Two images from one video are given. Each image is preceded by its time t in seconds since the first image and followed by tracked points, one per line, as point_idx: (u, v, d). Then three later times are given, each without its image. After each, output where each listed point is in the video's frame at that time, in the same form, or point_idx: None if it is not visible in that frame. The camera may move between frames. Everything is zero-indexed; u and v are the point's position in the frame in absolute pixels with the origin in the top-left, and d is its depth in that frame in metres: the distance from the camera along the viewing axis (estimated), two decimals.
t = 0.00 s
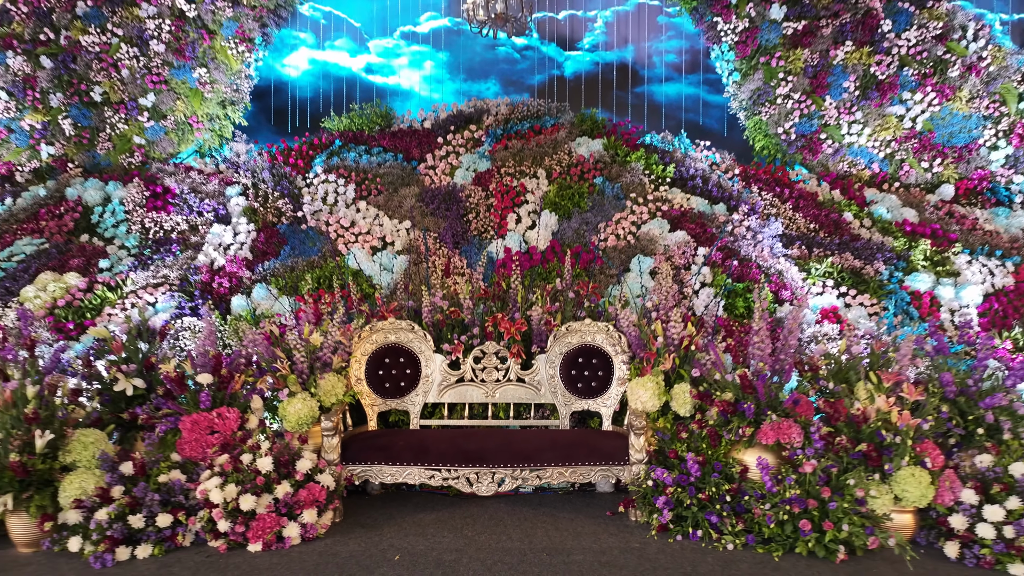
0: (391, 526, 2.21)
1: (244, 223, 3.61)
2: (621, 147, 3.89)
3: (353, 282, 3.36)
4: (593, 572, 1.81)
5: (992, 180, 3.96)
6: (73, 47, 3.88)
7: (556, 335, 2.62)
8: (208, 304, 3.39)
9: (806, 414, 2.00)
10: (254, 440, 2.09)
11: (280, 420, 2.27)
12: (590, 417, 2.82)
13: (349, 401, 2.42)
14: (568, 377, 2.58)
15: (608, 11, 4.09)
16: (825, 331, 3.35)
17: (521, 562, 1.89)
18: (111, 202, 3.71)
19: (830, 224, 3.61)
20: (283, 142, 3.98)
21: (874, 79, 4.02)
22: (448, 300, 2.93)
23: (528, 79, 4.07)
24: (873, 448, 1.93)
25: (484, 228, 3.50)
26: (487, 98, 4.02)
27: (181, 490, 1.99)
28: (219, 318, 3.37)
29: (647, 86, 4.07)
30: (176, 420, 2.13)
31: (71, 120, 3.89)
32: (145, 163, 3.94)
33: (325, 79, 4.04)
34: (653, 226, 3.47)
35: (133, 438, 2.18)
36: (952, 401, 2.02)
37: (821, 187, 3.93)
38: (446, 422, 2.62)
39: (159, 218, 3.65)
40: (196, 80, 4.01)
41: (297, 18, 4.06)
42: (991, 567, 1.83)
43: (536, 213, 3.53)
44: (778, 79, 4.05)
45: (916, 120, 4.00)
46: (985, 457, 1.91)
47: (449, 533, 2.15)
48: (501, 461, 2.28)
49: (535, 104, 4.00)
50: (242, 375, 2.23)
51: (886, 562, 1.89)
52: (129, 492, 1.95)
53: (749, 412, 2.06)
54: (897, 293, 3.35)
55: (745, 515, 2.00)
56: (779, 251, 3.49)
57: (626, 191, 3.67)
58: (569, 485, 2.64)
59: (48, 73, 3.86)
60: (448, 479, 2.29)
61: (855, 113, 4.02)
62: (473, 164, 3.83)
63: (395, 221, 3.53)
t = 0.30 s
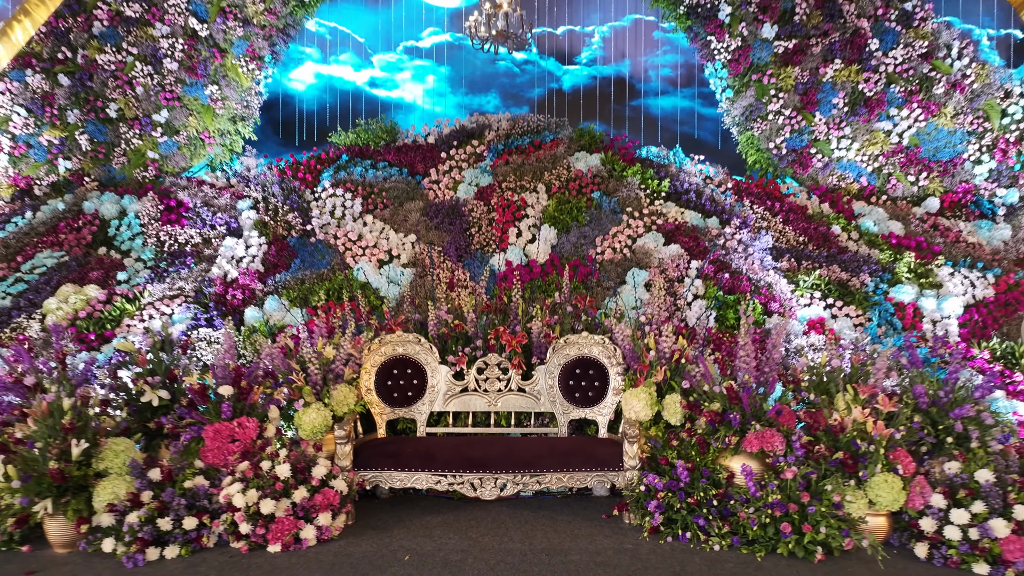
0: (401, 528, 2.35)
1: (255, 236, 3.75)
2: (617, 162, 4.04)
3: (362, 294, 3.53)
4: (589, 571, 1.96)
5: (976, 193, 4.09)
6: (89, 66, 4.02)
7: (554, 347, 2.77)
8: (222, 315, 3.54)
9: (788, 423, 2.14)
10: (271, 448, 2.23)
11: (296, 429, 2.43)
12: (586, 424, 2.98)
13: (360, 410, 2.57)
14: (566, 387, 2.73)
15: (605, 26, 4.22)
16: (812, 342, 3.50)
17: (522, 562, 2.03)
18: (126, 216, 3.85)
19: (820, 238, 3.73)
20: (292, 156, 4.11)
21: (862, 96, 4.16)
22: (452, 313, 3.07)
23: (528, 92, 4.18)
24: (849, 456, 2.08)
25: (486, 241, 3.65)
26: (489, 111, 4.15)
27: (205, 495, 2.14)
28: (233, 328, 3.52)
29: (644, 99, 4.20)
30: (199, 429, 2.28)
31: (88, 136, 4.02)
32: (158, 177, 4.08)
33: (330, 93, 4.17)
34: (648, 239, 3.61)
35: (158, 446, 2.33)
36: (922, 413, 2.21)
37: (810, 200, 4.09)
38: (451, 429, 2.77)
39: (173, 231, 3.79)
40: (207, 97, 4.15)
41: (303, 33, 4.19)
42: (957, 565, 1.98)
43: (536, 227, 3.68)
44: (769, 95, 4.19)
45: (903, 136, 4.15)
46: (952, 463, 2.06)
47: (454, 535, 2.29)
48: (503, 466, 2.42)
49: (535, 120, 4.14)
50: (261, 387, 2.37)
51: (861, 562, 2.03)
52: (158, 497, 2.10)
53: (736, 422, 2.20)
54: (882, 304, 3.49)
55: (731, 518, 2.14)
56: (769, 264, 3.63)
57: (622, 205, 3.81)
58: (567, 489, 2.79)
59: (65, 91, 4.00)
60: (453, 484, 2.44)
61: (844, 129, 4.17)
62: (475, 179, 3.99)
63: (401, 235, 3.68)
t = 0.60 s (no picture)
0: (410, 530, 2.51)
1: (267, 249, 3.91)
2: (615, 177, 4.19)
3: (370, 306, 3.68)
4: (586, 570, 2.11)
5: (960, 206, 4.22)
6: (106, 83, 4.15)
7: (554, 358, 2.92)
8: (237, 326, 3.70)
9: (772, 432, 2.30)
10: (290, 455, 2.39)
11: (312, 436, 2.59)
12: (585, 431, 3.13)
13: (371, 419, 2.72)
14: (565, 397, 2.89)
15: (603, 41, 4.39)
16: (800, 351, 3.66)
17: (524, 562, 2.19)
18: (143, 229, 4.00)
19: (809, 250, 3.88)
20: (301, 170, 4.27)
21: (851, 113, 4.31)
22: (457, 325, 3.23)
23: (528, 107, 4.36)
24: (829, 463, 2.24)
25: (488, 255, 3.80)
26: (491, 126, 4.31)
27: (229, 499, 2.29)
28: (247, 339, 3.67)
29: (641, 112, 4.36)
30: (221, 438, 2.43)
31: (104, 151, 4.15)
32: (172, 191, 4.22)
33: (336, 106, 4.32)
34: (644, 253, 3.77)
35: (183, 453, 2.49)
36: (896, 419, 2.39)
37: (801, 214, 4.24)
38: (457, 437, 2.93)
39: (188, 245, 3.94)
40: (220, 114, 4.30)
41: (311, 48, 4.35)
42: (927, 564, 2.14)
43: (537, 241, 3.83)
44: (762, 112, 4.34)
45: (890, 151, 4.29)
46: (924, 470, 2.21)
47: (461, 536, 2.45)
48: (506, 472, 2.58)
49: (536, 135, 4.30)
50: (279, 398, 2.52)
51: (838, 561, 2.19)
52: (185, 500, 2.25)
53: (724, 431, 2.36)
54: (868, 315, 3.65)
55: (719, 521, 2.30)
56: (760, 276, 3.78)
57: (620, 219, 3.97)
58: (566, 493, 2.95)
59: (83, 107, 4.12)
60: (459, 489, 2.59)
61: (834, 144, 4.32)
62: (478, 193, 4.14)
63: (407, 248, 3.84)
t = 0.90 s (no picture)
0: (417, 530, 2.68)
1: (278, 260, 4.07)
2: (612, 190, 4.35)
3: (378, 316, 3.84)
4: (582, 567, 2.28)
5: (943, 219, 4.37)
6: (122, 100, 4.30)
7: (553, 368, 3.09)
8: (250, 335, 3.86)
9: (755, 438, 2.47)
10: (306, 460, 2.56)
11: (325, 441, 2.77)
12: (582, 437, 3.30)
13: (380, 426, 2.90)
14: (563, 404, 3.05)
15: (599, 56, 4.57)
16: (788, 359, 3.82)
17: (524, 559, 2.36)
18: (158, 241, 4.16)
19: (797, 261, 4.07)
20: (309, 183, 4.45)
21: (839, 128, 4.47)
22: (461, 335, 3.40)
23: (527, 121, 4.55)
24: (807, 467, 2.41)
25: (490, 266, 3.98)
26: (492, 140, 4.51)
27: (250, 501, 2.46)
28: (260, 348, 3.83)
29: (637, 125, 4.55)
30: (241, 443, 2.60)
31: (120, 165, 4.31)
32: (185, 204, 4.39)
33: (341, 119, 4.51)
34: (639, 264, 3.93)
35: (205, 458, 2.66)
36: (873, 427, 2.53)
37: (791, 226, 4.40)
38: (461, 441, 3.12)
39: (202, 256, 4.11)
40: (231, 129, 4.47)
41: (317, 61, 4.53)
42: (898, 561, 2.30)
43: (537, 253, 4.00)
44: (753, 127, 4.50)
45: (877, 164, 4.45)
46: (896, 474, 2.38)
47: (465, 535, 2.62)
48: (507, 476, 2.75)
49: (536, 150, 4.48)
50: (294, 406, 2.69)
51: (817, 558, 2.36)
52: (209, 502, 2.42)
53: (711, 437, 2.54)
54: (852, 324, 3.82)
55: (706, 522, 2.46)
56: (750, 287, 3.95)
57: (616, 232, 4.13)
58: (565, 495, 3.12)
59: (100, 124, 4.27)
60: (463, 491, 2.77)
61: (822, 158, 4.48)
62: (480, 207, 4.30)
63: (412, 260, 4.00)
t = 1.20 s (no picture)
0: (423, 529, 2.86)
1: (287, 271, 4.24)
2: (607, 203, 4.52)
3: (383, 326, 4.00)
4: (577, 564, 2.45)
5: (927, 230, 4.56)
6: (136, 116, 4.46)
7: (549, 376, 3.28)
8: (262, 344, 4.02)
9: (739, 443, 2.65)
10: (318, 464, 2.73)
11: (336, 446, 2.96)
12: (578, 441, 3.48)
13: (387, 431, 3.07)
14: (559, 410, 3.24)
15: (596, 71, 4.90)
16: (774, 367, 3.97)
17: (523, 556, 2.53)
18: (171, 252, 4.34)
19: (785, 272, 4.29)
20: (317, 194, 4.77)
21: (826, 143, 4.63)
22: (462, 344, 3.56)
23: (526, 133, 4.94)
24: (785, 471, 2.59)
25: (490, 278, 4.16)
26: (492, 151, 4.91)
27: (266, 502, 2.64)
28: (272, 356, 3.97)
29: (632, 137, 4.92)
30: (257, 448, 2.78)
31: (134, 179, 4.48)
32: (197, 216, 4.58)
33: (345, 131, 4.93)
34: (633, 275, 4.09)
35: (223, 462, 2.84)
36: (847, 433, 2.71)
37: (780, 237, 4.58)
38: (463, 446, 3.30)
39: (214, 267, 4.28)
40: (241, 144, 4.65)
41: (323, 77, 4.79)
42: (869, 558, 2.48)
43: (535, 264, 4.18)
44: (743, 141, 4.70)
45: (863, 177, 4.61)
46: (868, 477, 2.56)
47: (467, 534, 2.80)
48: (506, 479, 2.93)
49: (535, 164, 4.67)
50: (306, 413, 2.87)
51: (795, 555, 2.54)
52: (229, 503, 2.60)
53: (697, 442, 2.72)
54: (836, 333, 3.99)
55: (693, 522, 2.63)
56: (739, 297, 4.11)
57: (611, 243, 4.30)
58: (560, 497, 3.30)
59: (116, 139, 4.43)
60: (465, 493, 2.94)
61: (810, 171, 4.65)
62: (480, 219, 4.48)
63: (416, 271, 4.18)
